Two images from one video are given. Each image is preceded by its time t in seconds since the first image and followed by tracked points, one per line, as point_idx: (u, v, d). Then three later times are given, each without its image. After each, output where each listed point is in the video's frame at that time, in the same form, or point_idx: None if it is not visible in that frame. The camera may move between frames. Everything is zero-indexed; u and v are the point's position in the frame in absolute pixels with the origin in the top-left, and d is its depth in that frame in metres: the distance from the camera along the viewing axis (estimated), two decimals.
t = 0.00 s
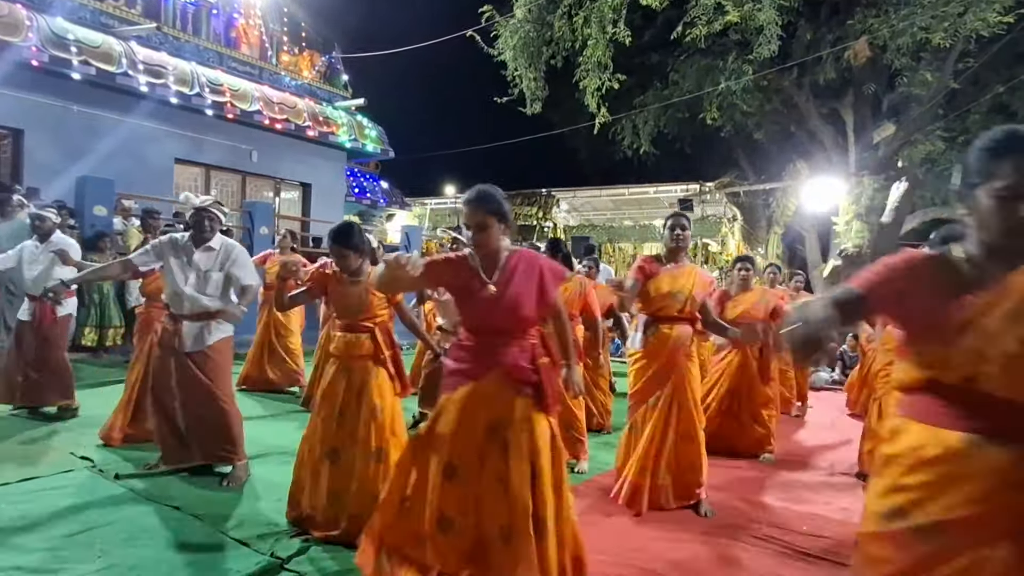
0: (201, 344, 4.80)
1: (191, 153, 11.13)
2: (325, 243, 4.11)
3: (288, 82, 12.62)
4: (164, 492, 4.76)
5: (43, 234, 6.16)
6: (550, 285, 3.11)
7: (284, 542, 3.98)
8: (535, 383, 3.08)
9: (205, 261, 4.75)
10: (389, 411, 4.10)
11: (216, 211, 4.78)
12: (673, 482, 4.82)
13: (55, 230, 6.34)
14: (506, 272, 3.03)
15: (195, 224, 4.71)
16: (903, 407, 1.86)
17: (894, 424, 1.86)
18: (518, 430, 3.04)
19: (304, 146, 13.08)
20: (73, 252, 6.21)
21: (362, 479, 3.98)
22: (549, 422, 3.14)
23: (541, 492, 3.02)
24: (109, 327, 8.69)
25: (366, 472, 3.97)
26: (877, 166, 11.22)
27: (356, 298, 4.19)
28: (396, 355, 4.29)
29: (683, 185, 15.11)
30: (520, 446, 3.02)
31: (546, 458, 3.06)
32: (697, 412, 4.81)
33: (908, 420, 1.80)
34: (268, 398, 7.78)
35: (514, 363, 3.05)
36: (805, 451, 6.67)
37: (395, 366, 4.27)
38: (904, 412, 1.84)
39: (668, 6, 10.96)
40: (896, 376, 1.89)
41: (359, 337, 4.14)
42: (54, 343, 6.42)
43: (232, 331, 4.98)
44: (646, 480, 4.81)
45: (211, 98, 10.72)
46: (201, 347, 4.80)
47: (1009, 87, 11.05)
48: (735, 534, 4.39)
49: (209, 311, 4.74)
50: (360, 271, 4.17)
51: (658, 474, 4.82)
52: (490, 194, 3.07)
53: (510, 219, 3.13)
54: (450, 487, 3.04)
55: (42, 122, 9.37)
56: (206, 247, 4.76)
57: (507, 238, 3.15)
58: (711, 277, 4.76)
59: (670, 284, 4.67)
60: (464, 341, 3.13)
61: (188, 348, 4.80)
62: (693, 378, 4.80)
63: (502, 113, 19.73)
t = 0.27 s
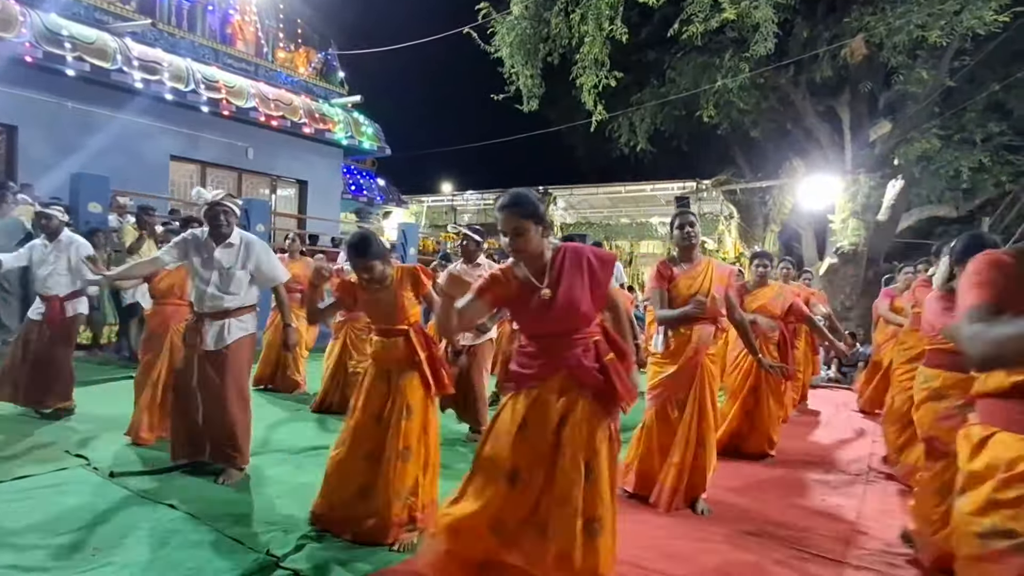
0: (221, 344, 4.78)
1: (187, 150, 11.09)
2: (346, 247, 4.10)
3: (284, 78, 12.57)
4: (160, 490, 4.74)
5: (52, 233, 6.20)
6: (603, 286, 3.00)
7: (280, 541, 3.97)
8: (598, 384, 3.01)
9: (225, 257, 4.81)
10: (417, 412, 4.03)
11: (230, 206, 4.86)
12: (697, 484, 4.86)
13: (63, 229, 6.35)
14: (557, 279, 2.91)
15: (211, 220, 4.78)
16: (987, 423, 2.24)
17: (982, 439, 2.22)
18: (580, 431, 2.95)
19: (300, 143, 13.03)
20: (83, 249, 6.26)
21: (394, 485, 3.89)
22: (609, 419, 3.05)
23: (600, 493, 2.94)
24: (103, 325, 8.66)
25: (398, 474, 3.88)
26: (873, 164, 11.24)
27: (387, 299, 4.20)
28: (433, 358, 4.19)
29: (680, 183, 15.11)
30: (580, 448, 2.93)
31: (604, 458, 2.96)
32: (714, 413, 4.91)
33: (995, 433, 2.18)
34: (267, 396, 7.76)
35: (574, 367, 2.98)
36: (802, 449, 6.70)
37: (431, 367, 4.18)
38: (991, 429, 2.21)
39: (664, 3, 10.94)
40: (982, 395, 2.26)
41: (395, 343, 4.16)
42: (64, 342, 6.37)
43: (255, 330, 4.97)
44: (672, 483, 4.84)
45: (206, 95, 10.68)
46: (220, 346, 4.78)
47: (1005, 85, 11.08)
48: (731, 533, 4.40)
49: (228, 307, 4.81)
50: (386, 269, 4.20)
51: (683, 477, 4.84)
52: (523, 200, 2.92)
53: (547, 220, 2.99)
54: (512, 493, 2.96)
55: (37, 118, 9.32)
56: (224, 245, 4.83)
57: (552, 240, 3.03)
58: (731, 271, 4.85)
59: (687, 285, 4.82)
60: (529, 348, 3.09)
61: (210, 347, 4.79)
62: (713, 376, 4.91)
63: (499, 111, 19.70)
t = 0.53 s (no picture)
0: (227, 341, 4.81)
1: (182, 148, 11.05)
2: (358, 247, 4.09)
3: (280, 76, 12.52)
4: (157, 489, 4.73)
5: (61, 232, 6.25)
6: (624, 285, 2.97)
7: (276, 540, 3.97)
8: (613, 383, 3.02)
9: (232, 255, 4.80)
10: (422, 411, 4.05)
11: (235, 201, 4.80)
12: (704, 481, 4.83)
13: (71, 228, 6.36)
14: (575, 277, 2.95)
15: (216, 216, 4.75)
16: (1010, 428, 2.69)
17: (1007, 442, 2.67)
18: (593, 429, 2.98)
19: (296, 140, 12.99)
20: (94, 250, 6.33)
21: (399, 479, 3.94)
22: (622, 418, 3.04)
23: (612, 489, 2.95)
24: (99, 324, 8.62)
25: (409, 471, 3.95)
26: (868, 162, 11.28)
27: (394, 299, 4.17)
28: (436, 359, 4.17)
29: (677, 181, 15.13)
30: (589, 446, 2.95)
31: (620, 456, 2.97)
32: (717, 414, 4.93)
33: (1018, 435, 2.63)
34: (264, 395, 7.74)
35: (593, 364, 3.02)
36: (800, 447, 6.72)
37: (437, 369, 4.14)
38: (1014, 434, 2.66)
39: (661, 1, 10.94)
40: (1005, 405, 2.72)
41: (410, 344, 4.15)
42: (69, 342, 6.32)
43: (264, 327, 4.97)
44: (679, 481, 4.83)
45: (202, 93, 10.63)
46: (226, 344, 4.80)
47: (999, 84, 11.14)
48: (728, 530, 4.42)
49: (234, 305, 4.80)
50: (397, 270, 4.15)
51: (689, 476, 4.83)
52: (542, 201, 2.93)
53: (565, 222, 2.98)
54: (534, 489, 3.02)
55: (30, 116, 9.26)
56: (229, 242, 4.82)
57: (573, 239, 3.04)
58: (730, 269, 4.90)
59: (682, 286, 4.85)
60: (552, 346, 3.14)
61: (218, 345, 4.82)
62: (717, 377, 4.94)
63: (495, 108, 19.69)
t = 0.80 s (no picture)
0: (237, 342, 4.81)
1: (177, 146, 10.99)
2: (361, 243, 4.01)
3: (275, 74, 12.47)
4: (151, 489, 4.70)
5: (69, 237, 6.18)
6: (638, 292, 2.96)
7: (270, 540, 3.95)
8: (608, 384, 3.03)
9: (236, 261, 4.80)
10: (425, 405, 4.06)
11: (236, 206, 4.72)
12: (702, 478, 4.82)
13: (79, 232, 6.30)
14: (587, 280, 2.99)
15: (217, 223, 4.69)
16: (1013, 418, 2.72)
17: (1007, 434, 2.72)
18: (579, 426, 3.02)
19: (291, 138, 12.93)
20: (102, 254, 6.28)
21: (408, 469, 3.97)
22: (611, 421, 3.03)
23: (588, 489, 2.98)
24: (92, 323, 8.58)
25: (413, 464, 3.96)
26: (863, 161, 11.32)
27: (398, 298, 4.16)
28: (431, 354, 4.14)
29: (673, 180, 15.14)
30: (576, 442, 3.00)
31: (601, 457, 2.98)
32: (710, 410, 4.98)
33: (1017, 426, 2.67)
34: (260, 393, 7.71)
35: (589, 364, 3.06)
36: (797, 444, 6.73)
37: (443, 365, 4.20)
38: (1015, 426, 2.69)
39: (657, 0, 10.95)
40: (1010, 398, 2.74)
41: (408, 337, 4.19)
42: (72, 342, 6.32)
43: (274, 327, 4.96)
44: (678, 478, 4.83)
45: (196, 91, 10.59)
46: (236, 343, 4.81)
47: (992, 83, 11.21)
48: (726, 525, 4.42)
49: (243, 309, 4.79)
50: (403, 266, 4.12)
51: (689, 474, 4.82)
52: (561, 207, 2.93)
53: (583, 228, 3.00)
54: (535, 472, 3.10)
55: (23, 114, 9.19)
56: (231, 248, 4.81)
57: (591, 245, 3.05)
58: (725, 272, 4.89)
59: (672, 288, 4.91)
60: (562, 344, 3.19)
61: (230, 346, 4.83)
62: (708, 375, 4.99)
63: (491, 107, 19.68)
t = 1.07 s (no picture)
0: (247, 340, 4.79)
1: (171, 144, 10.94)
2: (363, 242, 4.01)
3: (270, 72, 12.43)
4: (148, 488, 4.69)
5: (68, 232, 6.21)
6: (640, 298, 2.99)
7: (267, 538, 3.94)
8: (595, 382, 3.05)
9: (240, 260, 4.80)
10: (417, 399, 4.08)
11: (235, 206, 4.73)
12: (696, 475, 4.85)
13: (80, 228, 6.32)
14: (595, 279, 2.99)
15: (216, 224, 4.69)
16: (1009, 405, 2.49)
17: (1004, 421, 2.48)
18: (566, 420, 3.03)
19: (285, 137, 12.89)
20: (100, 249, 6.26)
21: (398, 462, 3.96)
22: (597, 419, 3.04)
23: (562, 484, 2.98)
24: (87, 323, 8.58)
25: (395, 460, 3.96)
26: (857, 159, 11.37)
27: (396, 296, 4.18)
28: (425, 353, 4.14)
29: (668, 178, 15.17)
30: (560, 434, 3.02)
31: (577, 453, 3.00)
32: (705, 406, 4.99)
33: (1012, 413, 2.44)
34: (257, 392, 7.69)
35: (580, 361, 3.07)
36: (794, 441, 6.75)
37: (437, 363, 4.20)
38: (1011, 411, 2.46)
39: None
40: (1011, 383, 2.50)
41: (405, 335, 4.18)
42: (68, 339, 6.28)
43: (283, 325, 4.93)
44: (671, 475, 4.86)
45: (190, 89, 10.54)
46: (245, 342, 4.79)
47: (986, 81, 11.26)
48: (723, 522, 4.43)
49: (255, 306, 4.79)
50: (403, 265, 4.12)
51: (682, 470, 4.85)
52: (575, 208, 2.94)
53: (594, 231, 3.00)
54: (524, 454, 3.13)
55: (16, 112, 9.14)
56: (235, 246, 4.80)
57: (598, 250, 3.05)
58: (722, 271, 4.86)
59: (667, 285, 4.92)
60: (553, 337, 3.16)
61: (240, 345, 4.82)
62: (703, 372, 4.95)
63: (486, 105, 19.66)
